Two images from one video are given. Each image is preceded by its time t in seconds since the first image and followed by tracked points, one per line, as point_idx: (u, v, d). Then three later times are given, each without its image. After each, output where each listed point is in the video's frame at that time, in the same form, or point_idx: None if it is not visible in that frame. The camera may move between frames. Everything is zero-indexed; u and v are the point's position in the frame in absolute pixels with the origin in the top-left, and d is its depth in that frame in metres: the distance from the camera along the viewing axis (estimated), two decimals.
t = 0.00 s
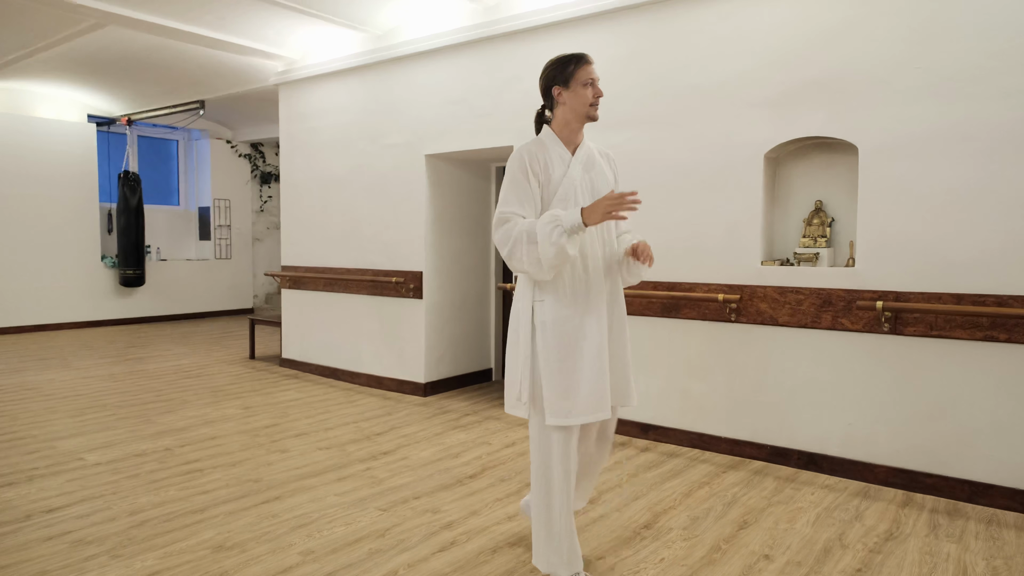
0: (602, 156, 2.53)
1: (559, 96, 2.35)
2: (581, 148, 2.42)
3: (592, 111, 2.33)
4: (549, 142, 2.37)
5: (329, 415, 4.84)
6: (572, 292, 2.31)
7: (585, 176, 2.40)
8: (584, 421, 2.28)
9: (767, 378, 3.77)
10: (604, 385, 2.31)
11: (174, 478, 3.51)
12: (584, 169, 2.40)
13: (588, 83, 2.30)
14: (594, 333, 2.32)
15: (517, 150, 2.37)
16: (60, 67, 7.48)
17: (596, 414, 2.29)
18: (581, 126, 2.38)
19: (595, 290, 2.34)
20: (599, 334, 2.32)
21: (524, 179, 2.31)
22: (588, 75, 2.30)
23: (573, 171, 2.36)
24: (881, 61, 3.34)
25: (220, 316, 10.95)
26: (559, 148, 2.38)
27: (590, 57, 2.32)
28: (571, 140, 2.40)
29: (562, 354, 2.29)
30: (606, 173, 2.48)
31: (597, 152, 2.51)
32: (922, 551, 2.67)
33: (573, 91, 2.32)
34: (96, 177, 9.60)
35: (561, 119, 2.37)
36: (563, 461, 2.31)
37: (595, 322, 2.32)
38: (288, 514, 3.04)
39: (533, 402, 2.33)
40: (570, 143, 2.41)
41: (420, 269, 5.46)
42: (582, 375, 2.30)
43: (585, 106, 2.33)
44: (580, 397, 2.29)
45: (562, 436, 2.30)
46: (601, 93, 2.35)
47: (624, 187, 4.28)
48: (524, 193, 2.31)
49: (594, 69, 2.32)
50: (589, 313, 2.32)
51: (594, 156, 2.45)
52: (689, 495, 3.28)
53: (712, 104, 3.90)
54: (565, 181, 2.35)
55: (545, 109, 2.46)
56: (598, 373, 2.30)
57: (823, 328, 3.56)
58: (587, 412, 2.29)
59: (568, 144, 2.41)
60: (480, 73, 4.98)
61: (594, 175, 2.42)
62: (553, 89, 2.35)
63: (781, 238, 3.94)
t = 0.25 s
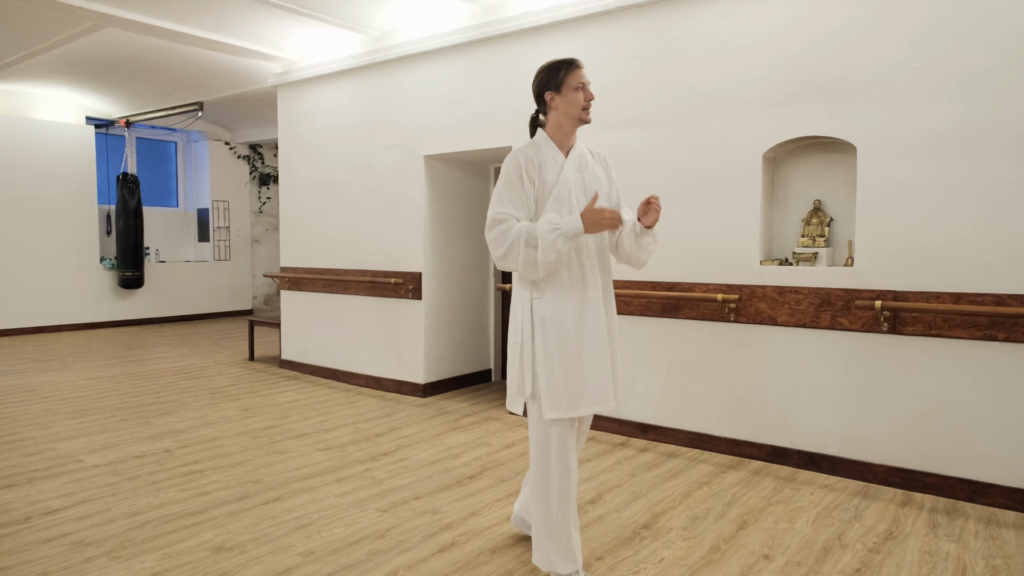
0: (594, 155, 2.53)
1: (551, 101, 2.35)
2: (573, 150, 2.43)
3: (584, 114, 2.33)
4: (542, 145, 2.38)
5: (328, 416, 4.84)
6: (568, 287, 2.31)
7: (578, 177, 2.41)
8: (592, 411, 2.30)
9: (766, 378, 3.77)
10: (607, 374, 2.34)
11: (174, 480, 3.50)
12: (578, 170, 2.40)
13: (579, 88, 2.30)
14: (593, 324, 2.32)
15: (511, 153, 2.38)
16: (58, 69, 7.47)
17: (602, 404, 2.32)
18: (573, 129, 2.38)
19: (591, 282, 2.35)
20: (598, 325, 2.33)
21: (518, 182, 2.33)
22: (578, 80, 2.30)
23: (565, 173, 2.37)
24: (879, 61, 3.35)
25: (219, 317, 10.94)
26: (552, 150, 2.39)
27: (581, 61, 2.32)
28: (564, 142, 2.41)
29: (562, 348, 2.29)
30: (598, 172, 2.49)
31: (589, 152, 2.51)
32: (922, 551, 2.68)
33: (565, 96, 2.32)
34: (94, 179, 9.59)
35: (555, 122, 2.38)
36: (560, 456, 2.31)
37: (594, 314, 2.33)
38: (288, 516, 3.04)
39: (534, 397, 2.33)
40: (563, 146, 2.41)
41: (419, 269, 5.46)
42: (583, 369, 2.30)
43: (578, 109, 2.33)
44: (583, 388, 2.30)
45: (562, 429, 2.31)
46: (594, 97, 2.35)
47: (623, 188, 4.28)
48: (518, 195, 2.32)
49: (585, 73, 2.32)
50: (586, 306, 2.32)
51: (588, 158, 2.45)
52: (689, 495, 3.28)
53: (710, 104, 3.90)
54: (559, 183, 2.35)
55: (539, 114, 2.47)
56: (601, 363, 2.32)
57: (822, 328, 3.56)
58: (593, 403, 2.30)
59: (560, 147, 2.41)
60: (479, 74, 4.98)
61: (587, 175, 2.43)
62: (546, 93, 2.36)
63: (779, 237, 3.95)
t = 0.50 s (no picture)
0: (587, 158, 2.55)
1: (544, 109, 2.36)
2: (566, 155, 2.45)
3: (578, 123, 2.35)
4: (536, 152, 2.38)
5: (328, 417, 4.83)
6: (559, 287, 2.32)
7: (571, 182, 2.43)
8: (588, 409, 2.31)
9: (766, 379, 3.77)
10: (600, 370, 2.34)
11: (173, 480, 3.50)
12: (570, 176, 2.42)
13: (573, 97, 2.31)
14: (583, 321, 2.33)
15: (506, 160, 2.37)
16: (58, 69, 7.47)
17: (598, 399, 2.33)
18: (566, 137, 2.40)
19: (581, 280, 2.35)
20: (589, 322, 2.34)
21: (515, 188, 2.31)
22: (571, 90, 2.31)
23: (559, 178, 2.38)
24: (878, 63, 3.35)
25: (218, 317, 10.94)
26: (546, 157, 2.40)
27: (574, 70, 2.33)
28: (557, 149, 2.43)
29: (553, 347, 2.30)
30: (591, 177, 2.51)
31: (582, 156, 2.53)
32: (920, 552, 2.68)
33: (559, 106, 2.33)
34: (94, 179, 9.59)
35: (548, 129, 2.39)
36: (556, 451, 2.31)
37: (585, 311, 2.34)
38: (287, 516, 3.04)
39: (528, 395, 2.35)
40: (555, 153, 2.43)
41: (419, 270, 5.46)
42: (576, 365, 2.31)
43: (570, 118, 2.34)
44: (576, 385, 2.30)
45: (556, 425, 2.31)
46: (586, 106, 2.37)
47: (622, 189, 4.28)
48: (515, 200, 2.31)
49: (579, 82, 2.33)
50: (576, 304, 2.33)
51: (579, 163, 2.47)
52: (688, 496, 3.28)
53: (710, 106, 3.90)
54: (553, 189, 2.36)
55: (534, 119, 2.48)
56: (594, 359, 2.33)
57: (822, 329, 3.56)
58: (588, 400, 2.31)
59: (554, 152, 2.43)
60: (479, 75, 4.99)
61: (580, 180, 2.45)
62: (540, 102, 2.36)
63: (779, 238, 3.95)
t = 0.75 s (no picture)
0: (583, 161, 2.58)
1: (540, 112, 2.38)
2: (562, 157, 2.47)
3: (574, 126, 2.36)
4: (532, 154, 2.40)
5: (327, 417, 4.83)
6: (554, 287, 2.34)
7: (567, 184, 2.45)
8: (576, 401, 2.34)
9: (766, 380, 3.77)
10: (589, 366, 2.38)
11: (172, 480, 3.50)
12: (566, 177, 2.44)
13: (569, 101, 2.33)
14: (577, 320, 2.36)
15: (503, 161, 2.40)
16: (59, 69, 7.47)
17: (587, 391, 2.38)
18: (562, 140, 2.42)
19: (575, 280, 2.39)
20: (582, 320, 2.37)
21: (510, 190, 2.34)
22: (568, 94, 2.33)
23: (555, 181, 2.40)
24: (878, 65, 3.35)
25: (218, 317, 10.93)
26: (542, 159, 2.42)
27: (570, 74, 2.34)
28: (553, 151, 2.44)
29: (549, 345, 2.31)
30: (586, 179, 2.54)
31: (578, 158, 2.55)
32: (920, 554, 2.68)
33: (555, 110, 2.34)
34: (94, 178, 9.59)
35: (544, 132, 2.41)
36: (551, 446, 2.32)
37: (578, 310, 2.37)
38: (286, 516, 3.03)
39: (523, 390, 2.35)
40: (552, 155, 2.45)
41: (419, 270, 5.46)
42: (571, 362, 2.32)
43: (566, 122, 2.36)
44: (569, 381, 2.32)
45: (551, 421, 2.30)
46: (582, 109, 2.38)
47: (622, 190, 4.28)
48: (510, 202, 2.34)
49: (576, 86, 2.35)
50: (570, 303, 2.35)
51: (575, 165, 2.49)
52: (688, 497, 3.28)
53: (710, 107, 3.90)
54: (548, 191, 2.39)
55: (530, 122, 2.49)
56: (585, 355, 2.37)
57: (822, 330, 3.56)
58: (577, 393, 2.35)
59: (550, 155, 2.45)
60: (479, 75, 4.99)
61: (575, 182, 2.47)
62: (536, 106, 2.37)
63: (779, 239, 3.95)
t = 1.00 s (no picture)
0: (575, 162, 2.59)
1: (536, 113, 2.38)
2: (557, 158, 2.47)
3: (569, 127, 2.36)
4: (527, 153, 2.39)
5: (328, 416, 4.83)
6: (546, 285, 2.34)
7: (561, 184, 2.45)
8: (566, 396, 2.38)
9: (767, 380, 3.77)
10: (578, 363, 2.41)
11: (173, 479, 3.50)
12: (560, 177, 2.45)
13: (564, 102, 2.34)
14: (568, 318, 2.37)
15: (499, 160, 2.39)
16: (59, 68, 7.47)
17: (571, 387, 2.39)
18: (557, 141, 2.42)
19: (567, 278, 2.39)
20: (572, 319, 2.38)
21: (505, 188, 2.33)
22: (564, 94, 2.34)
23: (550, 180, 2.40)
24: (878, 65, 3.35)
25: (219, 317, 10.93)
26: (537, 158, 2.41)
27: (565, 75, 2.35)
28: (548, 153, 2.44)
29: (539, 343, 2.31)
30: (579, 179, 2.55)
31: (571, 159, 2.56)
32: (920, 554, 2.68)
33: (550, 110, 2.35)
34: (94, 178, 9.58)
35: (540, 133, 2.40)
36: (533, 446, 2.33)
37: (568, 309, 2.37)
38: (286, 516, 3.03)
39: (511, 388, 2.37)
40: (546, 155, 2.44)
41: (419, 270, 5.46)
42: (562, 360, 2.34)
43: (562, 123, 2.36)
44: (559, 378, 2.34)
45: (537, 420, 2.32)
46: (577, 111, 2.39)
47: (622, 190, 4.28)
48: (504, 200, 2.32)
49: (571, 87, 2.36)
50: (561, 302, 2.36)
51: (569, 166, 2.50)
52: (688, 497, 3.28)
53: (711, 107, 3.90)
54: (543, 191, 2.38)
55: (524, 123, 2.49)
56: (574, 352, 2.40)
57: (822, 330, 3.56)
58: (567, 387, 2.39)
59: (545, 155, 2.44)
60: (479, 75, 4.99)
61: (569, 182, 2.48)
62: (532, 106, 2.38)
63: (779, 239, 3.95)
